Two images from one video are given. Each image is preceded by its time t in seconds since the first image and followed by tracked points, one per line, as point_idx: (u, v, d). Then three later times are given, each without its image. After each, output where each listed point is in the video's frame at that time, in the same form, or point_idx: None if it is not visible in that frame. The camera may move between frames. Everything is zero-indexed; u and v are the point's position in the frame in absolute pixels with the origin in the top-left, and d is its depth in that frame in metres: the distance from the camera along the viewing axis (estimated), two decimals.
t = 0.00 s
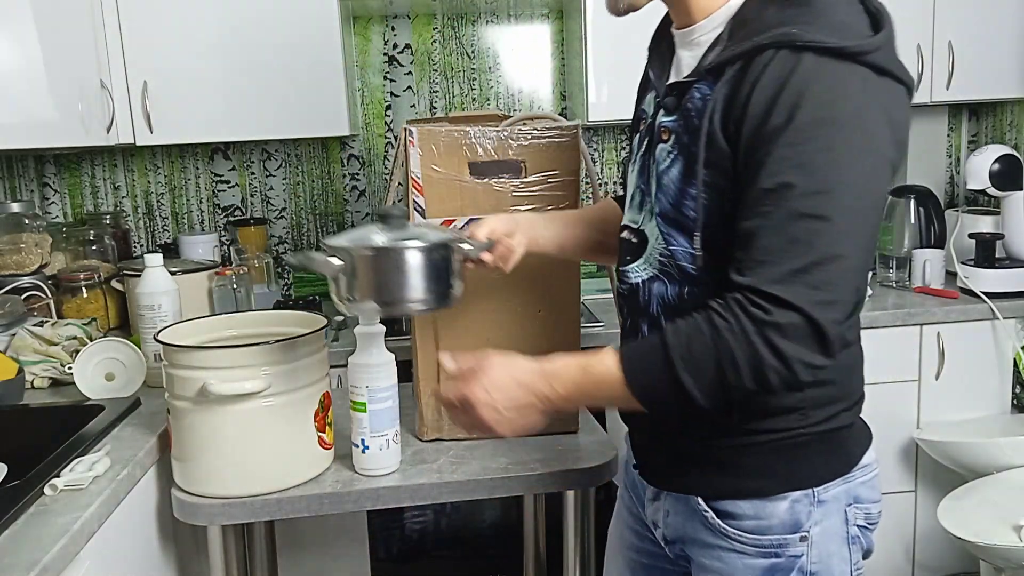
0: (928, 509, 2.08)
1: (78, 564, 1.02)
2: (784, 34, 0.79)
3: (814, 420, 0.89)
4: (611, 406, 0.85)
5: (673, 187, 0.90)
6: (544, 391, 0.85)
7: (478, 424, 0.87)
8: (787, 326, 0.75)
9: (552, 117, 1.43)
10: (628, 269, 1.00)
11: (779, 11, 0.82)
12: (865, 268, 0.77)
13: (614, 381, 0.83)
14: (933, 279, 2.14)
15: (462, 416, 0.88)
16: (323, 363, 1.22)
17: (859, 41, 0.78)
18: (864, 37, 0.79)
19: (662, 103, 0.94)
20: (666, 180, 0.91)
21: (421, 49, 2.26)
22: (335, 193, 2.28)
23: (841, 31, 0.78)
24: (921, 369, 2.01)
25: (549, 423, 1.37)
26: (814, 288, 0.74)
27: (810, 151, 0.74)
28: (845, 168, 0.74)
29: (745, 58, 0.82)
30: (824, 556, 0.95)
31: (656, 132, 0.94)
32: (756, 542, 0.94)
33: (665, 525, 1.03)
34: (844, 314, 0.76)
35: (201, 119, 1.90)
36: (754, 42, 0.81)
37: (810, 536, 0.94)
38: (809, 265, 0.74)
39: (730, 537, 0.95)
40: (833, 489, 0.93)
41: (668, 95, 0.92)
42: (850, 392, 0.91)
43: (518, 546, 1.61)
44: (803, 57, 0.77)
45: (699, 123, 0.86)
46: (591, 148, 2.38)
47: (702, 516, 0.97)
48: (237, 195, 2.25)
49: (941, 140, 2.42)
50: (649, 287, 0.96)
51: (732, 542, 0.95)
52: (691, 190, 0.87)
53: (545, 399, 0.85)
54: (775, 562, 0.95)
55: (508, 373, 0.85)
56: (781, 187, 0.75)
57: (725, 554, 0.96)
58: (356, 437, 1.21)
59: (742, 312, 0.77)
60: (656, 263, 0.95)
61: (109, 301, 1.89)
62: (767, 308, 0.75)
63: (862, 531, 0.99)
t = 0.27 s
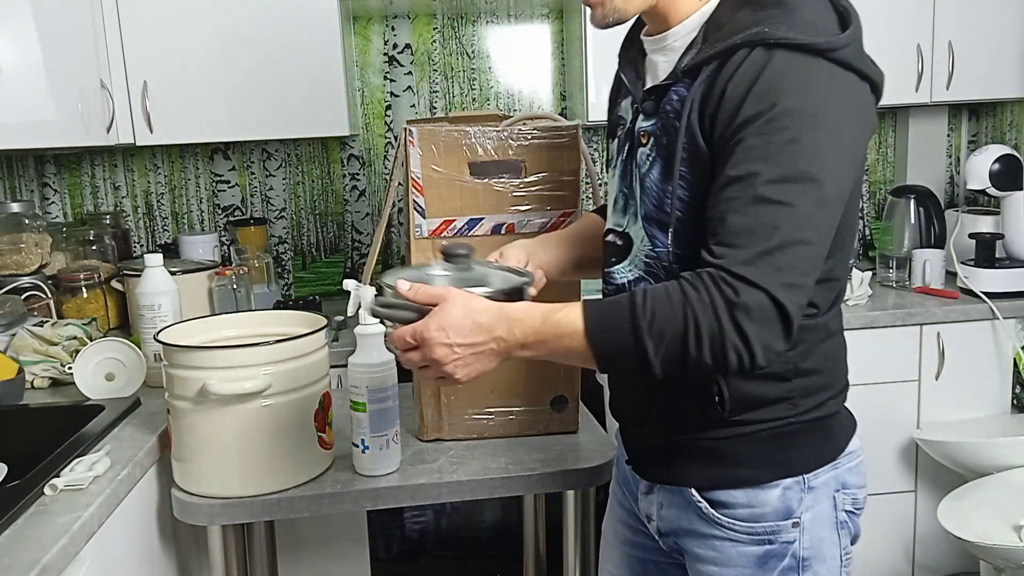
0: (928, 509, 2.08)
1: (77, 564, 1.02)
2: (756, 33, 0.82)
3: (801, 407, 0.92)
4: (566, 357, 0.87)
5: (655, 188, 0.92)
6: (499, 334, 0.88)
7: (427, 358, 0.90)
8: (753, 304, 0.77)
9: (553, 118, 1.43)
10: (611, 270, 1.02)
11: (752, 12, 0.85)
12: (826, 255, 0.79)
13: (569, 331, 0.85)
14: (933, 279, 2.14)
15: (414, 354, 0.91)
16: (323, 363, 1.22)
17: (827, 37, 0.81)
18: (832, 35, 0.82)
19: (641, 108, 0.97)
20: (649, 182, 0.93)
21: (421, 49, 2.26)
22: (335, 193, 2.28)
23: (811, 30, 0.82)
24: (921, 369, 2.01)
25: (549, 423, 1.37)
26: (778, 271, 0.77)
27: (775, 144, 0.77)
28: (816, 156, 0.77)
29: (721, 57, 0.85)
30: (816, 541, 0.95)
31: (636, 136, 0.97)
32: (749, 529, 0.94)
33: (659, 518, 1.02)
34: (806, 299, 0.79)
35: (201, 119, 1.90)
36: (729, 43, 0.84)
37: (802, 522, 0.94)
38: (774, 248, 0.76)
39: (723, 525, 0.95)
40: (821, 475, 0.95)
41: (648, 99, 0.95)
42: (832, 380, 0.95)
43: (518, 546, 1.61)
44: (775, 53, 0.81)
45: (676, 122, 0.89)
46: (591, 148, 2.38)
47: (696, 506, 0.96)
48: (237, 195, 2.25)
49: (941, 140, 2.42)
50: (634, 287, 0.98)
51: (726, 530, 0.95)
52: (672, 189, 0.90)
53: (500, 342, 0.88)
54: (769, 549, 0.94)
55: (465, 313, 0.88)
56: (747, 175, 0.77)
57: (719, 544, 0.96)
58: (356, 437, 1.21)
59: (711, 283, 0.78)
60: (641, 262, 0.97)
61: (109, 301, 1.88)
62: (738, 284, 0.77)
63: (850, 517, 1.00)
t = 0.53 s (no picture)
0: (928, 508, 2.08)
1: (78, 563, 1.02)
2: (763, 30, 0.83)
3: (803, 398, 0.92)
4: (636, 352, 0.82)
5: (662, 189, 0.92)
6: (564, 333, 0.83)
7: (493, 367, 0.83)
8: (832, 282, 0.75)
9: (553, 118, 1.43)
10: (608, 273, 1.01)
11: (752, 11, 0.86)
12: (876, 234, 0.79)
13: (639, 325, 0.80)
14: (933, 279, 2.14)
15: (479, 367, 0.85)
16: (323, 363, 1.22)
17: (834, 31, 0.82)
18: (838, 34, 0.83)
19: (639, 112, 0.97)
20: (654, 183, 0.93)
21: (421, 49, 2.26)
22: (335, 193, 2.28)
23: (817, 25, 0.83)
24: (921, 369, 2.01)
25: (549, 423, 1.37)
26: (847, 247, 0.76)
27: (811, 136, 0.77)
28: (853, 141, 0.77)
29: (729, 55, 0.85)
30: (818, 530, 0.96)
31: (635, 140, 0.97)
32: (754, 520, 0.94)
33: (663, 513, 1.02)
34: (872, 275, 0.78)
35: (201, 119, 1.90)
36: (735, 41, 0.85)
37: (805, 512, 0.95)
38: (837, 226, 0.75)
39: (728, 518, 0.95)
40: (822, 466, 0.95)
41: (649, 101, 0.96)
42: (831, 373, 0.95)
43: (518, 545, 1.61)
44: (786, 48, 0.81)
45: (688, 119, 0.89)
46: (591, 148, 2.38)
47: (701, 499, 0.97)
48: (237, 195, 2.25)
49: (941, 140, 2.42)
50: (634, 287, 0.97)
51: (731, 523, 0.95)
52: (682, 189, 0.90)
53: (566, 342, 0.83)
54: (773, 539, 0.95)
55: (528, 316, 0.83)
56: (793, 177, 0.76)
57: (725, 538, 0.96)
58: (356, 437, 1.21)
59: (787, 264, 0.76)
60: (639, 261, 0.96)
61: (109, 302, 1.88)
62: (818, 263, 0.75)
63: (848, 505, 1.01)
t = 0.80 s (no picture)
0: (928, 509, 2.08)
1: (78, 564, 1.02)
2: (771, 58, 0.82)
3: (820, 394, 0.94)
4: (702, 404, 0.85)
5: (673, 204, 0.92)
6: (638, 402, 0.84)
7: (583, 447, 0.84)
8: (874, 321, 0.79)
9: (553, 118, 1.43)
10: (609, 278, 1.01)
11: (752, 28, 0.85)
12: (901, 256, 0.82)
13: (705, 384, 0.82)
14: (933, 279, 2.14)
15: (563, 440, 0.84)
16: (323, 363, 1.22)
17: (839, 53, 0.82)
18: (845, 48, 0.83)
19: (644, 123, 0.96)
20: (664, 198, 0.93)
21: (421, 49, 2.26)
22: (335, 193, 2.28)
23: (823, 47, 0.82)
24: (921, 369, 2.01)
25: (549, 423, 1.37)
26: (882, 285, 0.79)
27: (831, 161, 0.78)
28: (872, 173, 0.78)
29: (736, 81, 0.85)
30: (820, 536, 0.96)
31: (640, 151, 0.97)
32: (755, 526, 0.94)
33: (664, 517, 1.03)
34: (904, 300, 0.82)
35: (201, 119, 1.90)
36: (741, 67, 0.84)
37: (807, 518, 0.94)
38: (870, 267, 0.78)
39: (729, 522, 0.95)
40: (825, 471, 0.95)
41: (654, 116, 0.95)
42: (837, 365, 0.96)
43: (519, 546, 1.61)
44: (796, 77, 0.80)
45: (698, 143, 0.89)
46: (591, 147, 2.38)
47: (702, 504, 0.97)
48: (237, 195, 2.25)
49: (941, 141, 2.42)
50: (639, 292, 0.97)
51: (731, 528, 0.95)
52: (696, 206, 0.90)
53: (643, 409, 0.84)
54: (775, 545, 0.95)
55: (606, 392, 0.83)
56: (816, 205, 0.78)
57: (726, 542, 0.96)
58: (356, 437, 1.21)
59: (831, 314, 0.79)
60: (644, 267, 0.96)
61: (109, 301, 1.88)
62: (859, 309, 0.79)
63: (852, 511, 1.00)
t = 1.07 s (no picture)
0: (928, 509, 2.08)
1: (78, 564, 1.02)
2: (778, 58, 0.82)
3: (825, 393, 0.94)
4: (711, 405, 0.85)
5: (679, 205, 0.93)
6: (647, 405, 0.83)
7: (593, 449, 0.83)
8: (884, 320, 0.79)
9: (553, 117, 1.43)
10: (613, 278, 1.01)
11: (759, 27, 0.85)
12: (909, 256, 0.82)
13: (715, 386, 0.82)
14: (933, 279, 2.14)
15: (572, 443, 0.83)
16: (323, 363, 1.22)
17: (847, 53, 0.81)
18: (852, 48, 0.83)
19: (648, 124, 0.96)
20: (669, 199, 0.93)
21: (421, 49, 2.26)
22: (335, 193, 2.28)
23: (830, 46, 0.82)
24: (921, 369, 2.01)
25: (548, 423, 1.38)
26: (891, 285, 0.79)
27: (840, 161, 0.78)
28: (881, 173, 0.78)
29: (743, 82, 0.85)
30: (823, 536, 0.96)
31: (644, 152, 0.96)
32: (758, 526, 0.94)
33: (666, 518, 1.02)
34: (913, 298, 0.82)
35: (201, 119, 1.90)
36: (748, 67, 0.84)
37: (810, 518, 0.94)
38: (880, 266, 0.78)
39: (732, 523, 0.95)
40: (828, 471, 0.95)
41: (659, 116, 0.95)
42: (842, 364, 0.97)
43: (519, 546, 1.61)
44: (803, 76, 0.80)
45: (705, 144, 0.89)
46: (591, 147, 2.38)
47: (704, 504, 0.97)
48: (237, 195, 2.25)
49: (941, 141, 2.42)
50: (643, 293, 0.97)
51: (734, 528, 0.95)
52: (703, 207, 0.90)
53: (652, 412, 0.84)
54: (777, 545, 0.95)
55: (617, 395, 0.82)
56: (824, 206, 0.78)
57: (729, 543, 0.96)
58: (356, 437, 1.21)
59: (841, 314, 0.79)
60: (648, 268, 0.96)
61: (109, 301, 1.88)
62: (868, 308, 0.79)
63: (854, 511, 1.00)
